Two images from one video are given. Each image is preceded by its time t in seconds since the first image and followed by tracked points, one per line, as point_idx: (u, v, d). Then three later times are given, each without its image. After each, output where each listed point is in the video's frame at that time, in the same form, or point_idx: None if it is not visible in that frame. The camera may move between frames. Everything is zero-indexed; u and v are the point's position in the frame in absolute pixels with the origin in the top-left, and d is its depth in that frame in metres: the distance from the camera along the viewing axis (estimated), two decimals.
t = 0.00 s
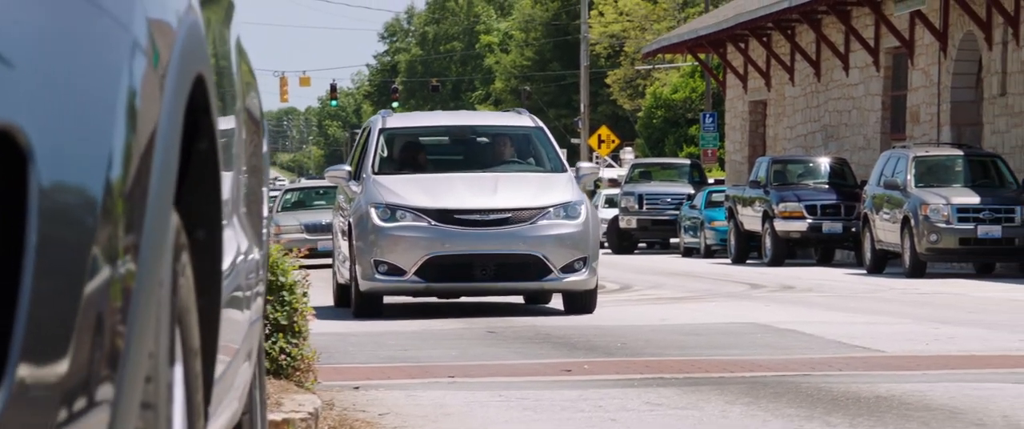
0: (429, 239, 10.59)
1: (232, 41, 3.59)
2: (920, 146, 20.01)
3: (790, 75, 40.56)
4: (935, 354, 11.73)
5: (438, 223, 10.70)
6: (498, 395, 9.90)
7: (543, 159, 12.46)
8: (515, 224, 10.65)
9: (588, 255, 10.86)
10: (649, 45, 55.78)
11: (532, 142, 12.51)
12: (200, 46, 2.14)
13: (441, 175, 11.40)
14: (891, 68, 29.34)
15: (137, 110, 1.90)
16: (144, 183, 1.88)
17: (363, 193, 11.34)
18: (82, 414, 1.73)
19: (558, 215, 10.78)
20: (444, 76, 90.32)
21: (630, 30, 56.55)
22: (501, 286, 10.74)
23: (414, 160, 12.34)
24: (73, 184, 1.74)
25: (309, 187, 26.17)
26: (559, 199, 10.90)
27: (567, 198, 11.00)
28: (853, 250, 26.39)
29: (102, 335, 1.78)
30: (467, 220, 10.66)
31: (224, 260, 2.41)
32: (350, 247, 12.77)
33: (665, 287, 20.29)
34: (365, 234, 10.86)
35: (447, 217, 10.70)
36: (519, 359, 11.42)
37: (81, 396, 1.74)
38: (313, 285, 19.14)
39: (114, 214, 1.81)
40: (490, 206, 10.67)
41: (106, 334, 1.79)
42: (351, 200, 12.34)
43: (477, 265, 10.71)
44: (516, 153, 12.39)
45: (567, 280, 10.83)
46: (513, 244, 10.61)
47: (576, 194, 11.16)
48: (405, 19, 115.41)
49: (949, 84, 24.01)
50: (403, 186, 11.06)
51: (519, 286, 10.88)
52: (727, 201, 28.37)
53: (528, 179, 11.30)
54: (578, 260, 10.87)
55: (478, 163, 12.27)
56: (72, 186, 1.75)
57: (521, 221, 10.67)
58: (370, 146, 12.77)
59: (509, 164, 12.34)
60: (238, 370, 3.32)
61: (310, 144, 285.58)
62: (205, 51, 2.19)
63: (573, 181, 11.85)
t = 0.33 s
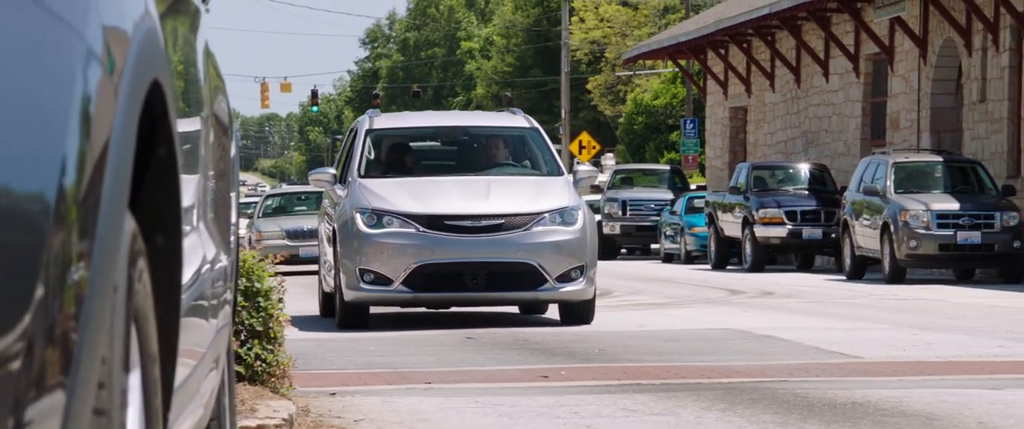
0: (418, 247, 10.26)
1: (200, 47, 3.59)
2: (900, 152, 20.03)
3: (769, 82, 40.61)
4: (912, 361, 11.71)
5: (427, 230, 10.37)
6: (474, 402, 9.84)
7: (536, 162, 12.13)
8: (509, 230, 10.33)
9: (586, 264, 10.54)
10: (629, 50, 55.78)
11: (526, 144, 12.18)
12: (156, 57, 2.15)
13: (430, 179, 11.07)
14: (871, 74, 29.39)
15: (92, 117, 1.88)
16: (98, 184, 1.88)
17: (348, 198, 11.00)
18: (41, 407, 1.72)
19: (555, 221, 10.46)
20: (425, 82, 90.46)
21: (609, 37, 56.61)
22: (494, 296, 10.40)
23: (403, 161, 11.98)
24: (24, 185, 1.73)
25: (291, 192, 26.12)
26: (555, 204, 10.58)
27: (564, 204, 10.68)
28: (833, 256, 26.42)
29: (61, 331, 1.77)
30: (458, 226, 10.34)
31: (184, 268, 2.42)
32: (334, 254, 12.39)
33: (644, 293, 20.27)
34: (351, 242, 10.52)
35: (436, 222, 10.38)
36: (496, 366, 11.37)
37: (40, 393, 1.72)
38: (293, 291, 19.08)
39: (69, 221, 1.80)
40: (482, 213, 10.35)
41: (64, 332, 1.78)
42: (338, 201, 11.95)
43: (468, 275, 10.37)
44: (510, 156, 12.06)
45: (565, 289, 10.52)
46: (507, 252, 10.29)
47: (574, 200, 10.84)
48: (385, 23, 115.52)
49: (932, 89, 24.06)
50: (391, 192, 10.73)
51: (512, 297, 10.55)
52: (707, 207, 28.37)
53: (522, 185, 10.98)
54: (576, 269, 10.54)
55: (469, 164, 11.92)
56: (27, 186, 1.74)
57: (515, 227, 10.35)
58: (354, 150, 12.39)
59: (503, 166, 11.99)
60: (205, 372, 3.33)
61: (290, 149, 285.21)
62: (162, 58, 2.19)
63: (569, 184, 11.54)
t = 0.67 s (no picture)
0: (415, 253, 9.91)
1: (176, 53, 3.60)
2: (886, 156, 20.05)
3: (756, 87, 40.65)
4: (897, 366, 11.70)
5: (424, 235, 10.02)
6: (457, 406, 9.78)
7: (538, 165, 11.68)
8: (510, 235, 10.00)
9: (590, 270, 10.21)
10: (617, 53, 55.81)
11: (527, 145, 11.78)
12: (125, 60, 2.15)
13: (426, 181, 10.73)
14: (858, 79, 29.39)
15: (58, 120, 1.89)
16: (63, 186, 1.88)
17: (339, 201, 10.64)
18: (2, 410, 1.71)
19: (558, 225, 10.13)
20: (414, 85, 90.66)
21: (596, 42, 56.69)
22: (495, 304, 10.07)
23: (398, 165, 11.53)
24: None
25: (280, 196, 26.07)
26: (557, 206, 10.26)
27: (567, 206, 10.35)
28: (820, 261, 26.43)
29: (27, 336, 1.77)
30: (456, 230, 10.01)
31: (153, 277, 2.42)
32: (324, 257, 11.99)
33: (631, 297, 20.26)
34: (342, 248, 10.17)
35: (433, 226, 10.03)
36: (481, 371, 11.33)
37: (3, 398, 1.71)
38: (279, 295, 19.05)
39: (35, 223, 1.80)
40: (481, 217, 10.02)
41: (27, 338, 1.77)
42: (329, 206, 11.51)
43: (467, 281, 10.04)
44: (510, 157, 11.67)
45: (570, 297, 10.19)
46: (508, 258, 9.96)
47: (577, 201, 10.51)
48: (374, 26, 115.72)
49: (918, 93, 24.08)
50: (384, 194, 10.37)
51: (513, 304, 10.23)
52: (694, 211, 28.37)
53: (523, 185, 10.64)
54: (580, 275, 10.22)
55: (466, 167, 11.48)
56: None
57: (516, 232, 10.02)
58: (347, 151, 11.93)
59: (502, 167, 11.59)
60: (181, 379, 3.33)
61: (278, 153, 285.29)
62: (132, 63, 2.20)
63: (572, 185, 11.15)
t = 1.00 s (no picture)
0: (418, 256, 9.59)
1: (155, 56, 3.59)
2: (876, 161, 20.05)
3: (747, 92, 40.66)
4: (884, 370, 11.70)
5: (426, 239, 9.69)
6: (444, 411, 9.74)
7: (545, 168, 11.15)
8: (517, 239, 9.69)
9: (601, 275, 9.91)
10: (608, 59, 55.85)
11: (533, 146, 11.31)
12: (94, 65, 2.16)
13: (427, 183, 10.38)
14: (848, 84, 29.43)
15: (27, 126, 1.88)
16: (31, 190, 1.88)
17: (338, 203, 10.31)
18: None
19: (567, 228, 9.83)
20: (404, 90, 90.95)
21: (586, 45, 56.83)
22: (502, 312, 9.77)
23: (397, 167, 11.00)
24: None
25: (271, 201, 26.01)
26: (566, 210, 9.95)
27: (576, 208, 10.05)
28: (811, 266, 26.44)
29: None
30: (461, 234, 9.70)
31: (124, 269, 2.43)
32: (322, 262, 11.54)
33: (621, 302, 20.24)
34: (341, 252, 9.85)
35: (436, 230, 9.70)
36: (470, 375, 11.28)
37: None
38: (270, 301, 19.04)
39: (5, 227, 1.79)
40: (488, 219, 9.71)
41: None
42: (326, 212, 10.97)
43: (472, 288, 9.73)
44: (515, 159, 11.19)
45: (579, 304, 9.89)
46: (515, 263, 9.65)
47: (586, 204, 10.21)
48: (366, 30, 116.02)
49: (909, 95, 24.09)
50: (385, 196, 10.04)
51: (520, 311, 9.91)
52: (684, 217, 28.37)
53: (529, 188, 10.31)
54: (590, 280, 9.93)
55: (468, 173, 10.95)
56: None
57: (523, 236, 9.71)
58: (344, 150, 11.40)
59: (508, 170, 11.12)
60: (160, 386, 3.31)
61: (269, 158, 285.16)
62: (102, 69, 2.21)
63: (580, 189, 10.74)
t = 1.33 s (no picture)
0: (416, 259, 9.15)
1: (131, 60, 3.60)
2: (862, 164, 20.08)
3: (734, 95, 40.71)
4: (868, 374, 11.69)
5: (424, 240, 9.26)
6: (426, 414, 9.71)
7: (546, 167, 10.65)
8: (520, 241, 9.27)
9: (607, 279, 9.49)
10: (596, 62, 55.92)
11: (535, 144, 10.83)
12: (59, 68, 2.16)
13: (424, 181, 9.94)
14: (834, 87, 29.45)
15: None
16: None
17: (331, 202, 9.85)
18: None
19: (571, 230, 9.43)
20: (392, 94, 91.28)
21: (573, 49, 57.01)
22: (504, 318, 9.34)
23: (393, 166, 10.52)
24: None
25: (258, 203, 25.99)
26: (570, 210, 9.55)
27: (581, 209, 9.63)
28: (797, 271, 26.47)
29: None
30: (461, 235, 9.27)
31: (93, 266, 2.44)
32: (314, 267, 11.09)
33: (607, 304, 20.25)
34: (335, 255, 9.40)
35: (435, 231, 9.27)
36: (453, 378, 11.24)
37: None
38: (256, 304, 19.05)
39: None
40: (489, 221, 9.28)
41: None
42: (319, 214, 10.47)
43: (473, 292, 9.29)
44: (516, 158, 10.71)
45: (583, 310, 9.46)
46: (517, 266, 9.23)
47: (591, 205, 9.78)
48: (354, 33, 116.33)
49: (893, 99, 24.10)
50: (381, 195, 9.60)
51: (522, 316, 9.48)
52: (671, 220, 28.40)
53: (534, 186, 9.87)
54: (596, 284, 9.52)
55: (467, 173, 10.46)
56: None
57: (525, 238, 9.29)
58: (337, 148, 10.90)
59: (507, 169, 10.63)
60: (133, 390, 3.31)
61: (257, 162, 285.11)
62: (67, 70, 2.22)
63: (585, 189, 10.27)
